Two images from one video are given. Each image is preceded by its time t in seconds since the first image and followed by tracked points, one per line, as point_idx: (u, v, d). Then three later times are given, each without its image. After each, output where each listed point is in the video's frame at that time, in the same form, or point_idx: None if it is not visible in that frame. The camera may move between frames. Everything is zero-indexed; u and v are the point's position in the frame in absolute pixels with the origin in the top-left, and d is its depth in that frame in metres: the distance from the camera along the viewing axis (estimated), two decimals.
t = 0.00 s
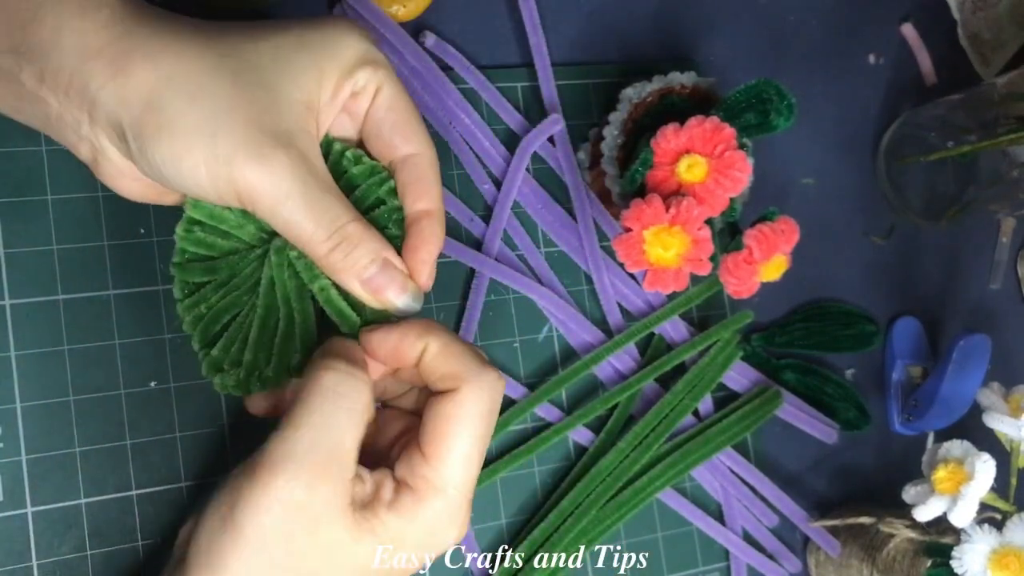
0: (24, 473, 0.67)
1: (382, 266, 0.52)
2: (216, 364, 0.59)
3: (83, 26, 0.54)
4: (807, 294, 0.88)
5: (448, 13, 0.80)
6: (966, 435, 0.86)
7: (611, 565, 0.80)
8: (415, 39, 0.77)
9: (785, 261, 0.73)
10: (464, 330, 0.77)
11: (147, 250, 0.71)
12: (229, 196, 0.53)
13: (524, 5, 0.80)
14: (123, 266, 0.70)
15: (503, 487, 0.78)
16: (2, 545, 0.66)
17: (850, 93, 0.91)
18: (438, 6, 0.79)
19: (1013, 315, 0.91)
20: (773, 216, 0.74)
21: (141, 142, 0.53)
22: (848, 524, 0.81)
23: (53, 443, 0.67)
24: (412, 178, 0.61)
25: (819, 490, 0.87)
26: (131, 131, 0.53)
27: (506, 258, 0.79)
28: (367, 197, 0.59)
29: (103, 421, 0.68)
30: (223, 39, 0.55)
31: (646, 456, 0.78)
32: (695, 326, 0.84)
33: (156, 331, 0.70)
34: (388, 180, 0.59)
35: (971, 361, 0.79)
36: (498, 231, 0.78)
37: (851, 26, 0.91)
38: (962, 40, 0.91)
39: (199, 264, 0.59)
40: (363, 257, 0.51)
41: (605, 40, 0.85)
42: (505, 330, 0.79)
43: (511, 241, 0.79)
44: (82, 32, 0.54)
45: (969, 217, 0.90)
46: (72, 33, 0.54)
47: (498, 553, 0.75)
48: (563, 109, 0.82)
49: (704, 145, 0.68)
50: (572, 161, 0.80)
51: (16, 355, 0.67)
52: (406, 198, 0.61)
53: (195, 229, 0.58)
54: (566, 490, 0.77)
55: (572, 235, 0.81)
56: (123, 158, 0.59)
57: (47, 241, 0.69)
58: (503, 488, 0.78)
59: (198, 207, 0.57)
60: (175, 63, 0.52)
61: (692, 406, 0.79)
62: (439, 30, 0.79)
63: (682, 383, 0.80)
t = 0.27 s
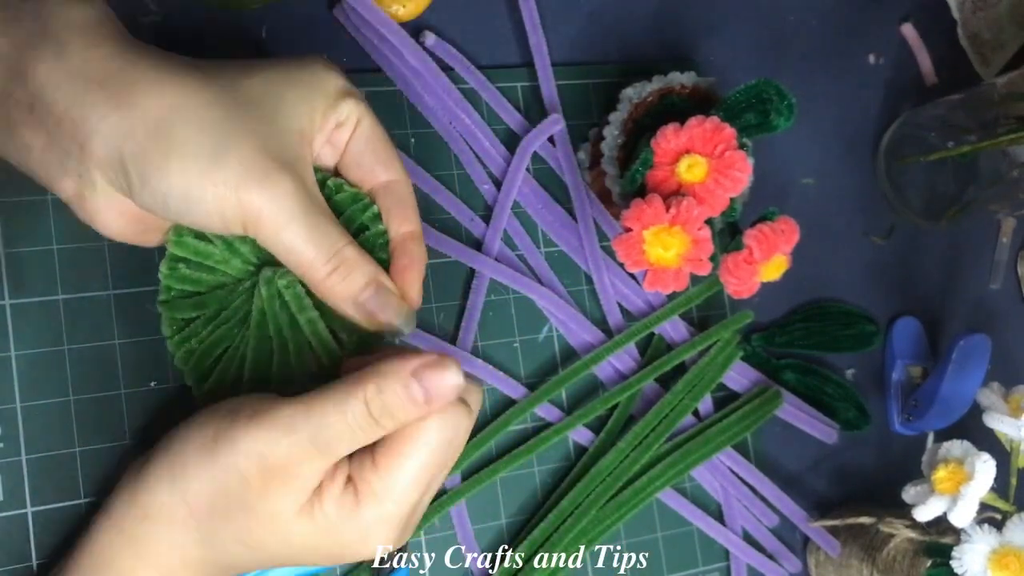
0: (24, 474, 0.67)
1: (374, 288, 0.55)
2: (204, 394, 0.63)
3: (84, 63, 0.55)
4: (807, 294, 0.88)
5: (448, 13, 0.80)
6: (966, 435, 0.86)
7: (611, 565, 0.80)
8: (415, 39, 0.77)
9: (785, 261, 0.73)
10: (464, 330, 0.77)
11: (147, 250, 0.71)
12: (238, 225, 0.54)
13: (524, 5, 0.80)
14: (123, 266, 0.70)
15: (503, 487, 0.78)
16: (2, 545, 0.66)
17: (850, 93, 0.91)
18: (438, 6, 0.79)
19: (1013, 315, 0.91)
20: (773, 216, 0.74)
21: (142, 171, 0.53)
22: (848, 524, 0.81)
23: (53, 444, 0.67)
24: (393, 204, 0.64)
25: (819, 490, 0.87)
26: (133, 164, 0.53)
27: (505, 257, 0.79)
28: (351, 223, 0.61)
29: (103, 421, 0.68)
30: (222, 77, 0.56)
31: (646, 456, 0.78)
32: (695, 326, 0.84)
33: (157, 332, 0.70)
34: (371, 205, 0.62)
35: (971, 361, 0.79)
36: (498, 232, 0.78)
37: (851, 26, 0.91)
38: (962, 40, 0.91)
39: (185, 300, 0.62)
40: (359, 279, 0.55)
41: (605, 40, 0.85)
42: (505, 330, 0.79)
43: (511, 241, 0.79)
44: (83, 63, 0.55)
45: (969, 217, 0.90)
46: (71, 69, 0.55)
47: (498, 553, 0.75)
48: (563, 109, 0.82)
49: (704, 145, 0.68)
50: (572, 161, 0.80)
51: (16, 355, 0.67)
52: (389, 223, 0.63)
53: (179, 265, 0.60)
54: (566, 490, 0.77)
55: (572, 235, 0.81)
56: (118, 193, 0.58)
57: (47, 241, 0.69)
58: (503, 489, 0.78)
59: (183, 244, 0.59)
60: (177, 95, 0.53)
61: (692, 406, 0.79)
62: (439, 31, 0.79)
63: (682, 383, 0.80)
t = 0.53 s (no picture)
0: (24, 473, 0.67)
1: (424, 222, 0.51)
2: (334, 381, 0.57)
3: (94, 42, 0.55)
4: (807, 294, 0.89)
5: (448, 13, 0.80)
6: (966, 435, 0.86)
7: (611, 565, 0.80)
8: (415, 39, 0.77)
9: (785, 261, 0.73)
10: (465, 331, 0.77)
11: (147, 250, 0.71)
12: (270, 185, 0.53)
13: (523, 6, 0.80)
14: (124, 266, 0.70)
15: (503, 487, 0.78)
16: (3, 544, 0.66)
17: (850, 93, 0.91)
18: (438, 6, 0.79)
19: (1014, 315, 0.91)
20: (773, 216, 0.74)
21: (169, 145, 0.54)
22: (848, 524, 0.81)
23: (53, 443, 0.68)
24: (433, 134, 0.62)
25: (819, 490, 0.87)
26: (157, 138, 0.54)
27: (505, 258, 0.79)
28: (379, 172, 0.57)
29: (104, 420, 0.69)
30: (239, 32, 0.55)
31: (646, 456, 0.78)
32: (695, 326, 0.84)
33: (157, 332, 0.70)
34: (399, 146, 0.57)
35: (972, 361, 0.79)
36: (498, 232, 0.78)
37: (850, 26, 0.91)
38: (962, 41, 0.91)
39: (262, 300, 0.56)
40: (406, 215, 0.50)
41: (604, 40, 0.85)
42: (505, 330, 0.79)
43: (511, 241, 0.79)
44: (86, 47, 0.54)
45: (969, 217, 0.90)
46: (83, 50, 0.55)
47: (498, 553, 0.75)
48: (563, 110, 0.82)
49: (704, 145, 0.68)
50: (572, 162, 0.80)
51: (17, 355, 0.67)
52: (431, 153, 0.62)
53: (243, 269, 0.55)
54: (566, 490, 0.77)
55: (572, 235, 0.81)
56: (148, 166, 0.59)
57: (48, 241, 0.69)
58: (503, 488, 0.78)
59: (237, 249, 0.55)
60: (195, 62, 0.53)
61: (692, 406, 0.79)
62: (439, 31, 0.79)
63: (682, 383, 0.80)
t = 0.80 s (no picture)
0: (24, 473, 0.67)
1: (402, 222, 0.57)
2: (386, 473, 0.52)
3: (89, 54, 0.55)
4: (807, 294, 0.88)
5: (448, 13, 0.80)
6: (966, 435, 0.86)
7: (611, 565, 0.80)
8: (415, 39, 0.77)
9: (785, 261, 0.73)
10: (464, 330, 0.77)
11: (147, 250, 0.71)
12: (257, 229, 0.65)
13: (523, 5, 0.80)
14: (124, 266, 0.70)
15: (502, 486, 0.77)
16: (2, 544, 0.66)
17: (850, 93, 0.91)
18: (438, 6, 0.79)
19: (1013, 315, 0.91)
20: (772, 216, 0.74)
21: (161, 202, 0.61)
22: (848, 523, 0.81)
23: (53, 443, 0.68)
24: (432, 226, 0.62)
25: (819, 490, 0.87)
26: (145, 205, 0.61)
27: (504, 257, 0.79)
28: (466, 321, 0.49)
29: (103, 420, 0.69)
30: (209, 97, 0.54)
31: (646, 456, 0.78)
32: (695, 326, 0.84)
33: (156, 332, 0.70)
34: (473, 288, 0.50)
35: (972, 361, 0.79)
36: (498, 232, 0.78)
37: (850, 26, 0.91)
38: (962, 40, 0.91)
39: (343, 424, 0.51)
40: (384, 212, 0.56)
41: (604, 40, 0.85)
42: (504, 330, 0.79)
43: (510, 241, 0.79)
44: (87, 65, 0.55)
45: (969, 217, 0.90)
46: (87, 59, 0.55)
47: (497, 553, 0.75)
48: (563, 110, 0.82)
49: (704, 145, 0.68)
50: (572, 161, 0.80)
51: (16, 355, 0.67)
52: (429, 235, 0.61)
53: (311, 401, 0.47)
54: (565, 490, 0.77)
55: (572, 235, 0.81)
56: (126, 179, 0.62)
57: (48, 241, 0.69)
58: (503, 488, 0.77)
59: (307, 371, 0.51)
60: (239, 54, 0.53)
61: (692, 406, 0.79)
62: (439, 31, 0.79)
63: (682, 383, 0.80)
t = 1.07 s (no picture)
0: (23, 474, 0.67)
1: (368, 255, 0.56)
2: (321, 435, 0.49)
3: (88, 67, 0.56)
4: (807, 294, 0.88)
5: (448, 13, 0.80)
6: (966, 435, 0.86)
7: (611, 565, 0.80)
8: (415, 39, 0.77)
9: (785, 261, 0.73)
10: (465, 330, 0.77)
11: (147, 250, 0.71)
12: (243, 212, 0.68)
13: (523, 5, 0.80)
14: (124, 266, 0.70)
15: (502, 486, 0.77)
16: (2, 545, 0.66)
17: (850, 93, 0.91)
18: (438, 6, 0.79)
19: (1013, 315, 0.91)
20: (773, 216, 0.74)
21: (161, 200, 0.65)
22: (848, 524, 0.81)
23: (53, 444, 0.67)
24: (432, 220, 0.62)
25: (819, 490, 0.87)
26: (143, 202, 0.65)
27: (505, 257, 0.79)
28: (389, 238, 0.46)
29: (103, 420, 0.69)
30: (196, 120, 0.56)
31: (646, 456, 0.78)
32: (695, 326, 0.84)
33: (156, 332, 0.70)
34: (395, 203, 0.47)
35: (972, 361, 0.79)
36: (498, 231, 0.78)
37: (850, 26, 0.91)
38: (962, 40, 0.91)
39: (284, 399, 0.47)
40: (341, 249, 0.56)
41: (604, 40, 0.85)
42: (504, 330, 0.79)
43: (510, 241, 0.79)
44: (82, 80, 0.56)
45: (969, 218, 0.90)
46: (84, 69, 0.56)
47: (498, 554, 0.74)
48: (563, 110, 0.82)
49: (704, 145, 0.68)
50: (572, 161, 0.80)
51: (16, 355, 0.67)
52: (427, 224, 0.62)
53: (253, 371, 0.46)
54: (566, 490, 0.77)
55: (572, 235, 0.81)
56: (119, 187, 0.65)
57: (48, 241, 0.69)
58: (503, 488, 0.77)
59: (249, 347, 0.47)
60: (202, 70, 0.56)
61: (692, 406, 0.79)
62: (439, 31, 0.79)
63: (682, 383, 0.80)
